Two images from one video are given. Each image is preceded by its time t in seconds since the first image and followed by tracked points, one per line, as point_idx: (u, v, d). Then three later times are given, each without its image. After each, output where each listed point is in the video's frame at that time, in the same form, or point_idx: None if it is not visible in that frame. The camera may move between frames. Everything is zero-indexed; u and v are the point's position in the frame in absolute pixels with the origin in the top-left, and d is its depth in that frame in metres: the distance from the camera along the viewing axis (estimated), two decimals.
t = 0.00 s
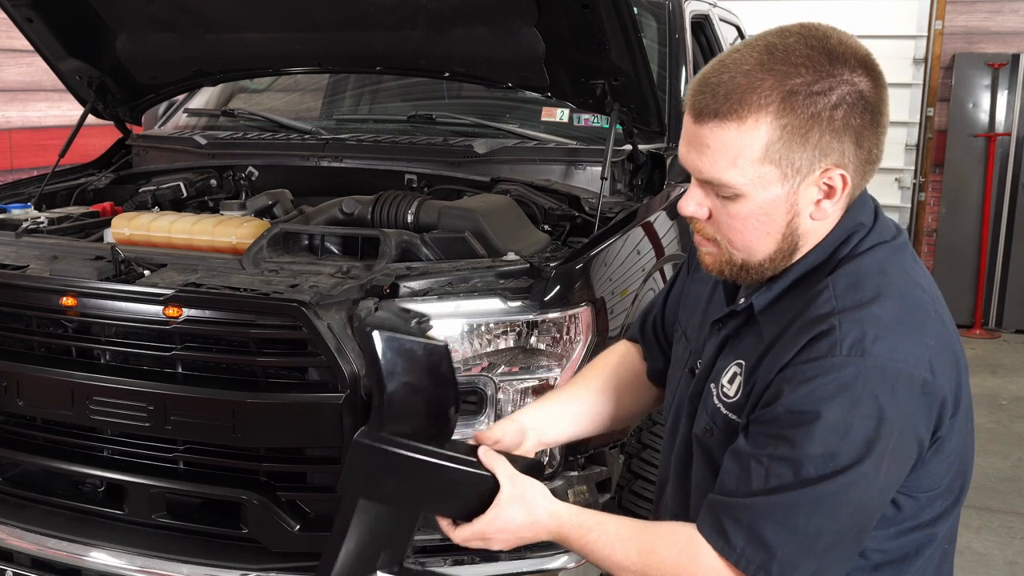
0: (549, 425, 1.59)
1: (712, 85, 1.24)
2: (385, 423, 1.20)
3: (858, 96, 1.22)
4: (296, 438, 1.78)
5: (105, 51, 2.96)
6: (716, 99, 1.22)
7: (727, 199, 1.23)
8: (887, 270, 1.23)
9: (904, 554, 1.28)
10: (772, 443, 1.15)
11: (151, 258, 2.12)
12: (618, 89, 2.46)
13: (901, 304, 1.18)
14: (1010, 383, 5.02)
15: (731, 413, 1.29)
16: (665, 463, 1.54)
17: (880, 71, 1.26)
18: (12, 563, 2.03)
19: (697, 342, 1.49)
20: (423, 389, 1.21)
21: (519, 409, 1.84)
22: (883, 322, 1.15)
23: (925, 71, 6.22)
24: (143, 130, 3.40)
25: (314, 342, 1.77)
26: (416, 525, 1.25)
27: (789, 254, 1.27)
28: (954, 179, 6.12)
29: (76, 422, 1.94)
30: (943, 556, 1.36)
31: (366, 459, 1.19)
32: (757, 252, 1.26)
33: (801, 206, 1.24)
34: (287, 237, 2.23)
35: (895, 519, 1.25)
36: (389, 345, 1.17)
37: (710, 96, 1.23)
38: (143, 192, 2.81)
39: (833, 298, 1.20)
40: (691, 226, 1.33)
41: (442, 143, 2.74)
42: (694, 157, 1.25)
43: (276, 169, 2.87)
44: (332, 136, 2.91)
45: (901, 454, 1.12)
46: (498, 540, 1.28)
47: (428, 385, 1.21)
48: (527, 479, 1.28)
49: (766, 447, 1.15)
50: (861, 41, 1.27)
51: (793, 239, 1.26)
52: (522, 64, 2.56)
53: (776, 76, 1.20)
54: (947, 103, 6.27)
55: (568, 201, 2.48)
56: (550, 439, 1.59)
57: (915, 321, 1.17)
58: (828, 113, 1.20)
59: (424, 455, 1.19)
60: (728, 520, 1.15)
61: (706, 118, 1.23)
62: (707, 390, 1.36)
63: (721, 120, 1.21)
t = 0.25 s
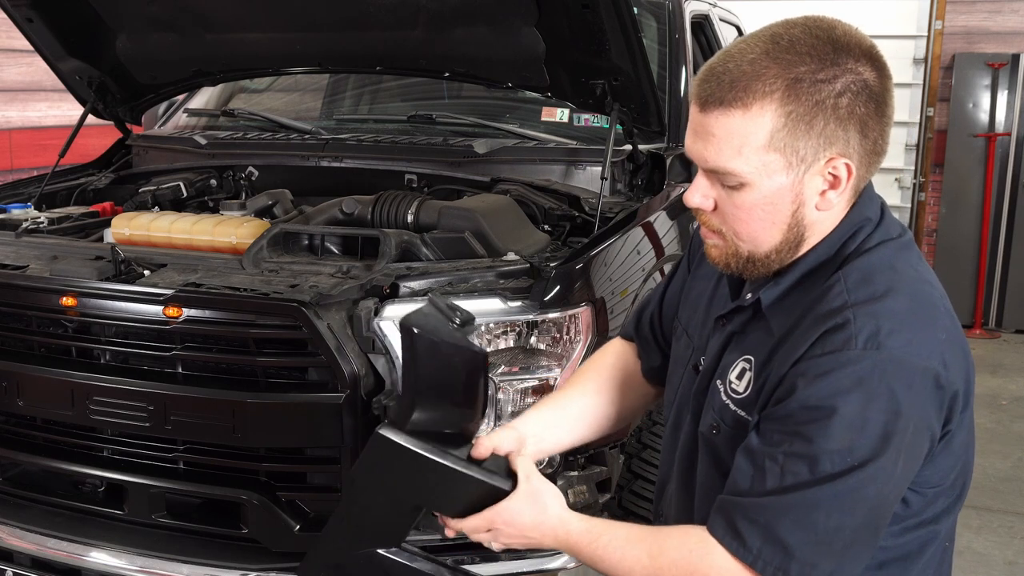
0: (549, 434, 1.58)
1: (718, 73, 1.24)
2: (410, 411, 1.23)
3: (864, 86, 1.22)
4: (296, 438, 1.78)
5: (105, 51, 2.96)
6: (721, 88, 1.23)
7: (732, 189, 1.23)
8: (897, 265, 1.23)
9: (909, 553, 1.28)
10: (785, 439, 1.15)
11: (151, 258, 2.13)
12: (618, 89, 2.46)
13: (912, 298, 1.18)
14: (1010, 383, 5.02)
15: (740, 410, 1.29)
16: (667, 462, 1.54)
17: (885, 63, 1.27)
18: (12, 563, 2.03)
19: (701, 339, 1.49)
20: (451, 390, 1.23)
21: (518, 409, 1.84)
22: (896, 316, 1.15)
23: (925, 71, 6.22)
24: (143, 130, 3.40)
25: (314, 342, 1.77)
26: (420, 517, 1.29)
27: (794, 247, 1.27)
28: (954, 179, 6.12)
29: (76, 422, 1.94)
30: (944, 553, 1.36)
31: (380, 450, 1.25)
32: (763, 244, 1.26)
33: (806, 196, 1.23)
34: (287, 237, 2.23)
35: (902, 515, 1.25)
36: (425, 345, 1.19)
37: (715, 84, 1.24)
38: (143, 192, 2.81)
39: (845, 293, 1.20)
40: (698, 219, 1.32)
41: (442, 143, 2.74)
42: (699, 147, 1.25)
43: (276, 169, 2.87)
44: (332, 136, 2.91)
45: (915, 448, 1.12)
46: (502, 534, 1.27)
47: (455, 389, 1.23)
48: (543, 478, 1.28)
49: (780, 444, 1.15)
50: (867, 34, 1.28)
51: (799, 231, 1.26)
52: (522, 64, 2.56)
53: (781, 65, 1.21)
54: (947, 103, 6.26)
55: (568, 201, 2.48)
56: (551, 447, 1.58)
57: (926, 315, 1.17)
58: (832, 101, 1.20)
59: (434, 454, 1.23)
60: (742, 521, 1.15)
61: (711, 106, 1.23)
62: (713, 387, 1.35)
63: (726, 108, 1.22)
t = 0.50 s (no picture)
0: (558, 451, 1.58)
1: (722, 73, 1.24)
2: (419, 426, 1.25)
3: (868, 86, 1.22)
4: (297, 439, 1.78)
5: (105, 51, 2.96)
6: (725, 87, 1.23)
7: (736, 189, 1.23)
8: (901, 266, 1.23)
9: (914, 553, 1.28)
10: (794, 443, 1.14)
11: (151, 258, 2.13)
12: (618, 89, 2.46)
13: (918, 299, 1.18)
14: (1010, 383, 5.02)
15: (745, 412, 1.28)
16: (669, 462, 1.54)
17: (888, 63, 1.27)
18: (12, 563, 2.03)
19: (702, 340, 1.49)
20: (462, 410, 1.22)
21: (519, 409, 1.85)
22: (903, 317, 1.15)
23: (925, 71, 6.21)
24: (143, 130, 3.40)
25: (314, 342, 1.77)
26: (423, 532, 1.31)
27: (797, 247, 1.27)
28: (954, 179, 6.12)
29: (76, 422, 1.94)
30: (946, 552, 1.37)
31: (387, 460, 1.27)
32: (767, 244, 1.26)
33: (810, 196, 1.23)
34: (287, 237, 2.23)
35: (908, 515, 1.25)
36: (436, 364, 1.20)
37: (720, 84, 1.24)
38: (143, 192, 2.81)
39: (850, 295, 1.20)
40: (700, 219, 1.32)
41: (442, 143, 2.75)
42: (703, 147, 1.25)
43: (276, 169, 2.87)
44: (332, 136, 2.91)
45: (923, 449, 1.13)
46: (511, 549, 1.27)
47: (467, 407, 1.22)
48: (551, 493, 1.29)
49: (788, 447, 1.15)
50: (870, 34, 1.28)
51: (803, 231, 1.26)
52: (522, 64, 2.55)
53: (786, 64, 1.21)
54: (947, 103, 6.26)
55: (568, 201, 2.48)
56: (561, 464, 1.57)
57: (932, 315, 1.17)
58: (837, 100, 1.20)
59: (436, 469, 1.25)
60: (752, 526, 1.14)
61: (715, 106, 1.23)
62: (717, 389, 1.35)
63: (731, 108, 1.21)
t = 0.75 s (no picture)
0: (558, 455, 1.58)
1: (739, 60, 1.24)
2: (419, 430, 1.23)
3: (882, 83, 1.22)
4: (296, 438, 1.78)
5: (105, 51, 2.96)
6: (742, 74, 1.22)
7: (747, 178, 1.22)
8: (904, 266, 1.23)
9: (918, 553, 1.28)
10: (800, 444, 1.14)
11: (151, 258, 2.12)
12: (618, 89, 2.46)
13: (922, 299, 1.18)
14: (1010, 383, 5.02)
15: (751, 413, 1.29)
16: (671, 463, 1.54)
17: (901, 62, 1.28)
18: (12, 563, 2.03)
19: (703, 341, 1.49)
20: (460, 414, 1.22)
21: (519, 409, 1.85)
22: (908, 317, 1.15)
23: (925, 71, 6.21)
24: (143, 130, 3.40)
25: (314, 342, 1.77)
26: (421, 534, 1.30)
27: (803, 243, 1.26)
28: (954, 179, 6.12)
29: (76, 422, 1.94)
30: (948, 553, 1.37)
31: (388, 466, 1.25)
32: (774, 238, 1.25)
33: (820, 190, 1.23)
34: (287, 237, 2.23)
35: (913, 515, 1.25)
36: (437, 366, 1.19)
37: (735, 71, 1.23)
38: (143, 192, 2.81)
39: (854, 295, 1.20)
40: (703, 212, 1.31)
41: (442, 143, 2.75)
42: (717, 135, 1.24)
43: (276, 169, 2.87)
44: (332, 136, 2.91)
45: (929, 450, 1.13)
46: (514, 555, 1.28)
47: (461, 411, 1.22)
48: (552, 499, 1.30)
49: (793, 448, 1.15)
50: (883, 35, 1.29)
51: (810, 226, 1.25)
52: (522, 64, 2.55)
53: (804, 55, 1.21)
54: (947, 103, 6.26)
55: (568, 201, 2.48)
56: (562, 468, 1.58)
57: (936, 315, 1.17)
58: (853, 93, 1.20)
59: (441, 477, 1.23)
60: (758, 528, 1.15)
61: (730, 92, 1.22)
62: (720, 391, 1.35)
63: (746, 95, 1.21)
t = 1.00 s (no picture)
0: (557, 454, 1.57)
1: (752, 51, 1.23)
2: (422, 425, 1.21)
3: (891, 76, 1.24)
4: (296, 439, 1.78)
5: (105, 51, 2.96)
6: (757, 64, 1.22)
7: (762, 168, 1.21)
8: (911, 266, 1.23)
9: (924, 551, 1.28)
10: (807, 446, 1.14)
11: (151, 258, 2.12)
12: (618, 89, 2.46)
13: (929, 301, 1.18)
14: (1010, 383, 5.02)
15: (756, 416, 1.29)
16: (673, 464, 1.54)
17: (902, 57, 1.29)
18: (12, 563, 2.03)
19: (704, 343, 1.49)
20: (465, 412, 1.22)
21: (519, 409, 1.85)
22: (916, 319, 1.15)
23: (925, 72, 6.21)
24: (143, 130, 3.40)
25: (314, 342, 1.77)
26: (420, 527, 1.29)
27: (818, 237, 1.26)
28: (954, 179, 6.12)
29: (76, 422, 1.94)
30: (953, 552, 1.37)
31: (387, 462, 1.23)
32: (790, 231, 1.24)
33: (836, 180, 1.23)
34: (287, 237, 2.23)
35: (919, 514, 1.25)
36: (440, 363, 1.19)
37: (749, 60, 1.23)
38: (143, 192, 2.81)
39: (862, 297, 1.19)
40: (713, 209, 1.29)
41: (442, 143, 2.75)
42: (731, 125, 1.23)
43: (276, 169, 2.87)
44: (332, 136, 2.91)
45: (937, 451, 1.13)
46: (515, 551, 1.29)
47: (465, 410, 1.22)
48: (556, 498, 1.30)
49: (801, 449, 1.15)
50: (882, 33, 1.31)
51: (825, 219, 1.24)
52: (522, 63, 2.55)
53: (818, 45, 1.21)
54: (947, 103, 6.26)
55: (568, 201, 2.48)
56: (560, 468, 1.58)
57: (944, 317, 1.17)
58: (868, 83, 1.21)
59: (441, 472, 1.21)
60: (764, 530, 1.15)
61: (745, 81, 1.22)
62: (724, 393, 1.35)
63: (763, 83, 1.20)
